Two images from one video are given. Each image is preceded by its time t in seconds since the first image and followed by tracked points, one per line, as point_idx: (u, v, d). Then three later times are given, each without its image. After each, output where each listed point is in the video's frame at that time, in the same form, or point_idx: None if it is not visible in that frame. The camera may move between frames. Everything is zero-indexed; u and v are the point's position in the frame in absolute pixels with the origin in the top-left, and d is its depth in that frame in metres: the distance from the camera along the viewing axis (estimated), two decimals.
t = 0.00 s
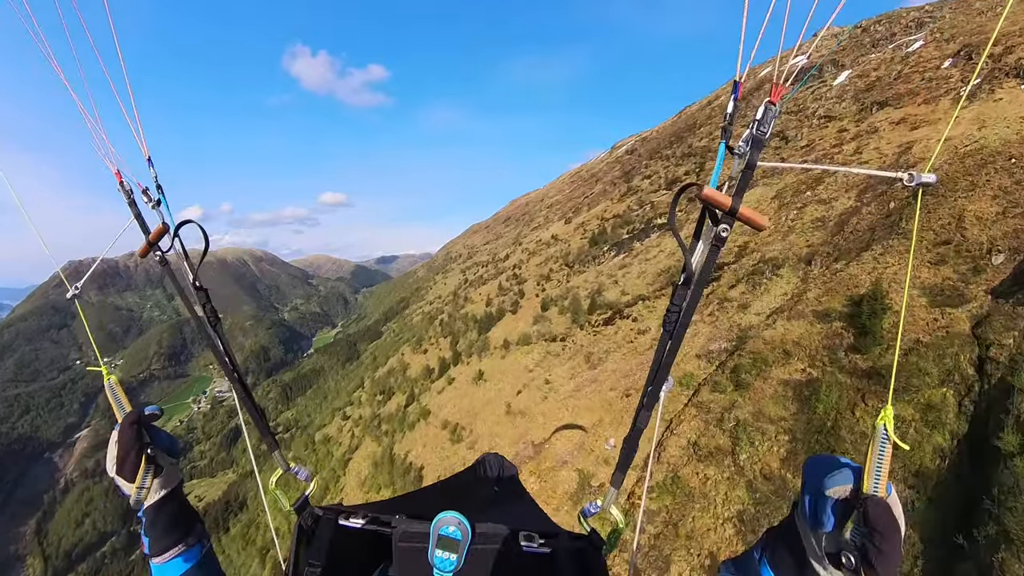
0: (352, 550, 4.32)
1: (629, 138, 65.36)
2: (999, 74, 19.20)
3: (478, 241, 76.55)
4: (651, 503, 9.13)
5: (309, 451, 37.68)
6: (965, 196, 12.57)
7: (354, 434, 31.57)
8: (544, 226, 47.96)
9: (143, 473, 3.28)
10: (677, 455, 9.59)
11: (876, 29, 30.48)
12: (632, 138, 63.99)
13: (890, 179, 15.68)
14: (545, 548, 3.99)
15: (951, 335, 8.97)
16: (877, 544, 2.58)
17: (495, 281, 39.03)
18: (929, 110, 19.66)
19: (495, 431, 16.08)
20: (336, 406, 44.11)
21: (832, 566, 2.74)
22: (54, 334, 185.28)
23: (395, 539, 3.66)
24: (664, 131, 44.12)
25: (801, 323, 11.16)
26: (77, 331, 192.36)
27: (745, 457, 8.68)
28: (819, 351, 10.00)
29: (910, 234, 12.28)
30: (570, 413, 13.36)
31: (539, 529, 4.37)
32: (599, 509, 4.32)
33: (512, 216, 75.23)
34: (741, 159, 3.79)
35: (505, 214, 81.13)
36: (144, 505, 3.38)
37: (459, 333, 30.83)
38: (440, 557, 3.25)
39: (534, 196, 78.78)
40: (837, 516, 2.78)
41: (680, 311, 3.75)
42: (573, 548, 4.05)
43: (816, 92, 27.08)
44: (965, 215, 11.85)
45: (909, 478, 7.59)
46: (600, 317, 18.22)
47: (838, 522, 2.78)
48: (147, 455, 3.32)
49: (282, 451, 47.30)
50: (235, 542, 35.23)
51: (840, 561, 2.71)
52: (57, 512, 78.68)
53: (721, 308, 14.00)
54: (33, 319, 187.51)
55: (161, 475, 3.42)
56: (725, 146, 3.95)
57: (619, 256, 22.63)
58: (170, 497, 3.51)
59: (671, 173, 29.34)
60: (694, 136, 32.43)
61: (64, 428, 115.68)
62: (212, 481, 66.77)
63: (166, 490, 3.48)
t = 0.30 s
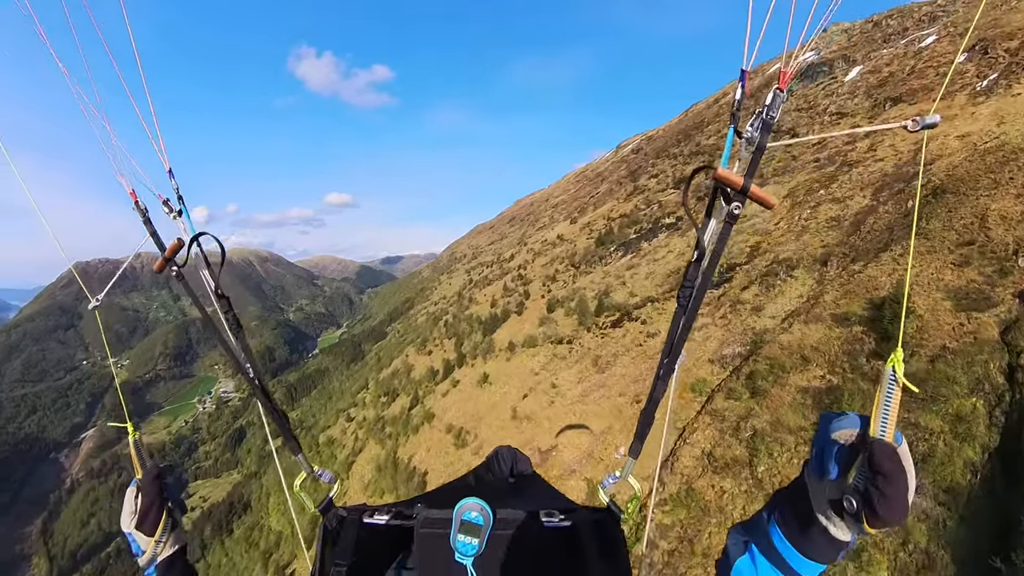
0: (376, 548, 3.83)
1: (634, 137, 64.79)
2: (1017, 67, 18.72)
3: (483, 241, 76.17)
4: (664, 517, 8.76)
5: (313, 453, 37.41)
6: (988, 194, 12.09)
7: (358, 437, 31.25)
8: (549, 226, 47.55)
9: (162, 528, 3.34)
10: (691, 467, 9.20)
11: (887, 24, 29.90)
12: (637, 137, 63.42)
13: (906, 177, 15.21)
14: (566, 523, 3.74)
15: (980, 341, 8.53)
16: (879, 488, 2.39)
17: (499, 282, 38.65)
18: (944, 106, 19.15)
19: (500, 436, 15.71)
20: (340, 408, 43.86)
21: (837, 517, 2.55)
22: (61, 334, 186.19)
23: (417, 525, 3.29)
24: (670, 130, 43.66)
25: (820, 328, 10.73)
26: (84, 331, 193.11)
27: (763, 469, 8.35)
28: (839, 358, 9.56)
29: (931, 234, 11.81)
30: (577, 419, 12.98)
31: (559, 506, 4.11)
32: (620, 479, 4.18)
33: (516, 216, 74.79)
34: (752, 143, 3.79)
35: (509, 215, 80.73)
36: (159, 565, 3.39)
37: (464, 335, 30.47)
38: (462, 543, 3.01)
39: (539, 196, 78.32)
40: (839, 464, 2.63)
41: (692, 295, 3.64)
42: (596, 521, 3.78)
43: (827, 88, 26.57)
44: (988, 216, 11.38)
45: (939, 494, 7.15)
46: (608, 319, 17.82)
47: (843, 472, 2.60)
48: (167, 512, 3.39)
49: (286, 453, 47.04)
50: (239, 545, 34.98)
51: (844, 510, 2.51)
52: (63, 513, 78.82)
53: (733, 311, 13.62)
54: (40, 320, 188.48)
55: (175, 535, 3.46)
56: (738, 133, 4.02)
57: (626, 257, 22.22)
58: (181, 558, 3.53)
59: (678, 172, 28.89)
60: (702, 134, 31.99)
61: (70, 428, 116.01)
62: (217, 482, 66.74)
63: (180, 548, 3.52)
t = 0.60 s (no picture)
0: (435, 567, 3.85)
1: (643, 135, 64.21)
2: None
3: (490, 241, 75.84)
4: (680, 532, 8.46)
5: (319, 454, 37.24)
6: (1014, 192, 11.61)
7: (364, 438, 31.01)
8: (557, 226, 47.19)
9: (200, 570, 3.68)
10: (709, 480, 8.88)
11: (902, 18, 29.25)
12: (645, 135, 62.82)
13: (927, 174, 14.74)
14: (625, 512, 4.22)
15: (1014, 347, 8.08)
16: (921, 460, 2.46)
17: (507, 282, 38.33)
18: (964, 101, 18.60)
19: (508, 441, 15.38)
20: (347, 409, 43.69)
21: (882, 498, 2.57)
22: (71, 334, 187.60)
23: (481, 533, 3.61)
24: (680, 128, 43.14)
25: (842, 332, 10.34)
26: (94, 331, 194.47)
27: (786, 482, 8.00)
28: (864, 365, 9.16)
29: (956, 233, 11.32)
30: (588, 425, 12.63)
31: (619, 498, 4.58)
32: (675, 461, 4.20)
33: (523, 216, 74.33)
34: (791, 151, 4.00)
35: (517, 215, 80.30)
36: None
37: (471, 336, 30.14)
38: (530, 551, 3.27)
39: (547, 196, 77.79)
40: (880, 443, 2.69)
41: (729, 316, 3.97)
42: (651, 504, 4.16)
43: (841, 83, 26.03)
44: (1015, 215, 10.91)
45: (975, 513, 6.69)
46: (618, 321, 17.45)
47: (886, 452, 2.65)
48: (202, 558, 3.72)
49: (292, 454, 46.94)
50: (245, 546, 34.92)
51: (889, 487, 2.54)
52: (72, 511, 79.34)
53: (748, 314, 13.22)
54: (51, 320, 190.15)
55: None
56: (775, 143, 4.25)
57: (636, 257, 21.83)
58: None
59: (689, 170, 28.45)
60: (712, 131, 31.53)
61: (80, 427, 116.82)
62: (225, 482, 66.83)
63: None
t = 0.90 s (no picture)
0: None
1: (653, 134, 63.62)
2: None
3: (499, 241, 75.53)
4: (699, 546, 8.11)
5: (328, 455, 37.09)
6: None
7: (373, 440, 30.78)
8: (567, 226, 46.84)
9: None
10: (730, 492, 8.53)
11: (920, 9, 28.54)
12: (656, 133, 62.24)
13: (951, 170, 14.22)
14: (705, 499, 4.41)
15: None
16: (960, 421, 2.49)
17: (517, 282, 37.98)
18: (988, 93, 18.00)
19: (518, 446, 15.03)
20: (356, 409, 43.49)
21: (929, 465, 2.53)
22: (85, 334, 189.51)
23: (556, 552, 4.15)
24: (691, 126, 42.58)
25: (867, 337, 9.91)
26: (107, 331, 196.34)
27: (812, 497, 7.65)
28: (891, 371, 8.73)
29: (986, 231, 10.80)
30: (602, 431, 12.26)
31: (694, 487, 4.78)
32: (747, 443, 4.88)
33: (533, 216, 73.88)
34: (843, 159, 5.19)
35: (526, 215, 79.90)
36: None
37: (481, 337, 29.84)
38: (623, 548, 3.64)
39: (556, 195, 77.27)
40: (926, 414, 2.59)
41: (789, 315, 4.96)
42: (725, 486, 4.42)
43: (858, 77, 25.42)
44: None
45: (1017, 532, 6.24)
46: (631, 323, 17.06)
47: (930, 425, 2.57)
48: None
49: (301, 454, 46.87)
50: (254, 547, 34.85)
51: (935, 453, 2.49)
52: (85, 509, 80.03)
53: (766, 315, 12.80)
54: (65, 321, 192.26)
55: None
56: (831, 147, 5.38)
57: (648, 257, 21.43)
58: None
59: (702, 168, 27.99)
60: (725, 128, 31.04)
61: (93, 426, 117.94)
62: (235, 482, 67.03)
63: None
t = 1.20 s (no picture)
0: None
1: (665, 131, 62.88)
2: None
3: (510, 241, 75.11)
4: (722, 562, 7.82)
5: (338, 456, 36.95)
6: None
7: (383, 441, 30.58)
8: (578, 225, 46.43)
9: None
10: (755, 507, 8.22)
11: None
12: (668, 131, 61.51)
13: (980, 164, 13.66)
14: (754, 486, 4.37)
15: None
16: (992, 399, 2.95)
17: (528, 282, 37.62)
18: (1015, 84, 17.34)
19: (529, 450, 14.71)
20: (367, 410, 43.34)
21: (963, 432, 2.91)
22: (100, 333, 191.54)
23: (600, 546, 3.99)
24: (704, 123, 41.98)
25: (897, 339, 9.44)
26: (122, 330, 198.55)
27: (842, 511, 7.36)
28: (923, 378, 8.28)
29: (1020, 227, 10.24)
30: (616, 437, 11.91)
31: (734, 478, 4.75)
32: (792, 425, 4.83)
33: (543, 215, 73.38)
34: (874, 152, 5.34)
35: (536, 215, 79.32)
36: None
37: (492, 337, 29.52)
38: (681, 539, 3.20)
39: (567, 194, 76.63)
40: (964, 389, 2.95)
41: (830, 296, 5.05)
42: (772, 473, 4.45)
43: (877, 70, 24.77)
44: None
45: None
46: (646, 324, 16.66)
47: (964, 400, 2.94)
48: None
49: (312, 454, 46.81)
50: (265, 547, 34.85)
51: (971, 422, 2.90)
52: (99, 506, 80.84)
53: (786, 317, 12.38)
54: (81, 321, 194.59)
55: None
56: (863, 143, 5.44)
57: (662, 256, 21.01)
58: None
59: (716, 165, 27.47)
60: (740, 125, 30.49)
61: (107, 424, 119.16)
62: (248, 480, 67.31)
63: None
